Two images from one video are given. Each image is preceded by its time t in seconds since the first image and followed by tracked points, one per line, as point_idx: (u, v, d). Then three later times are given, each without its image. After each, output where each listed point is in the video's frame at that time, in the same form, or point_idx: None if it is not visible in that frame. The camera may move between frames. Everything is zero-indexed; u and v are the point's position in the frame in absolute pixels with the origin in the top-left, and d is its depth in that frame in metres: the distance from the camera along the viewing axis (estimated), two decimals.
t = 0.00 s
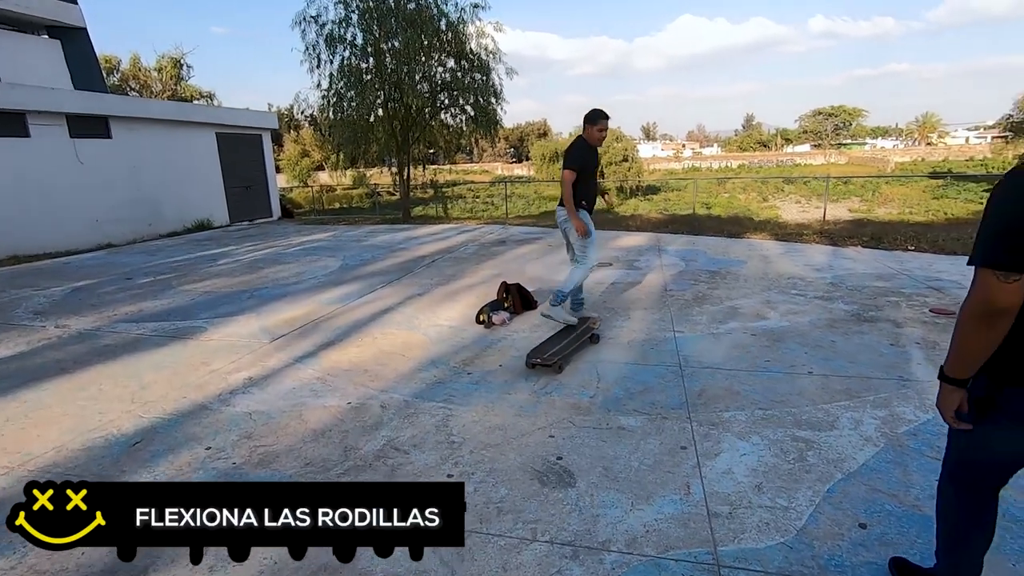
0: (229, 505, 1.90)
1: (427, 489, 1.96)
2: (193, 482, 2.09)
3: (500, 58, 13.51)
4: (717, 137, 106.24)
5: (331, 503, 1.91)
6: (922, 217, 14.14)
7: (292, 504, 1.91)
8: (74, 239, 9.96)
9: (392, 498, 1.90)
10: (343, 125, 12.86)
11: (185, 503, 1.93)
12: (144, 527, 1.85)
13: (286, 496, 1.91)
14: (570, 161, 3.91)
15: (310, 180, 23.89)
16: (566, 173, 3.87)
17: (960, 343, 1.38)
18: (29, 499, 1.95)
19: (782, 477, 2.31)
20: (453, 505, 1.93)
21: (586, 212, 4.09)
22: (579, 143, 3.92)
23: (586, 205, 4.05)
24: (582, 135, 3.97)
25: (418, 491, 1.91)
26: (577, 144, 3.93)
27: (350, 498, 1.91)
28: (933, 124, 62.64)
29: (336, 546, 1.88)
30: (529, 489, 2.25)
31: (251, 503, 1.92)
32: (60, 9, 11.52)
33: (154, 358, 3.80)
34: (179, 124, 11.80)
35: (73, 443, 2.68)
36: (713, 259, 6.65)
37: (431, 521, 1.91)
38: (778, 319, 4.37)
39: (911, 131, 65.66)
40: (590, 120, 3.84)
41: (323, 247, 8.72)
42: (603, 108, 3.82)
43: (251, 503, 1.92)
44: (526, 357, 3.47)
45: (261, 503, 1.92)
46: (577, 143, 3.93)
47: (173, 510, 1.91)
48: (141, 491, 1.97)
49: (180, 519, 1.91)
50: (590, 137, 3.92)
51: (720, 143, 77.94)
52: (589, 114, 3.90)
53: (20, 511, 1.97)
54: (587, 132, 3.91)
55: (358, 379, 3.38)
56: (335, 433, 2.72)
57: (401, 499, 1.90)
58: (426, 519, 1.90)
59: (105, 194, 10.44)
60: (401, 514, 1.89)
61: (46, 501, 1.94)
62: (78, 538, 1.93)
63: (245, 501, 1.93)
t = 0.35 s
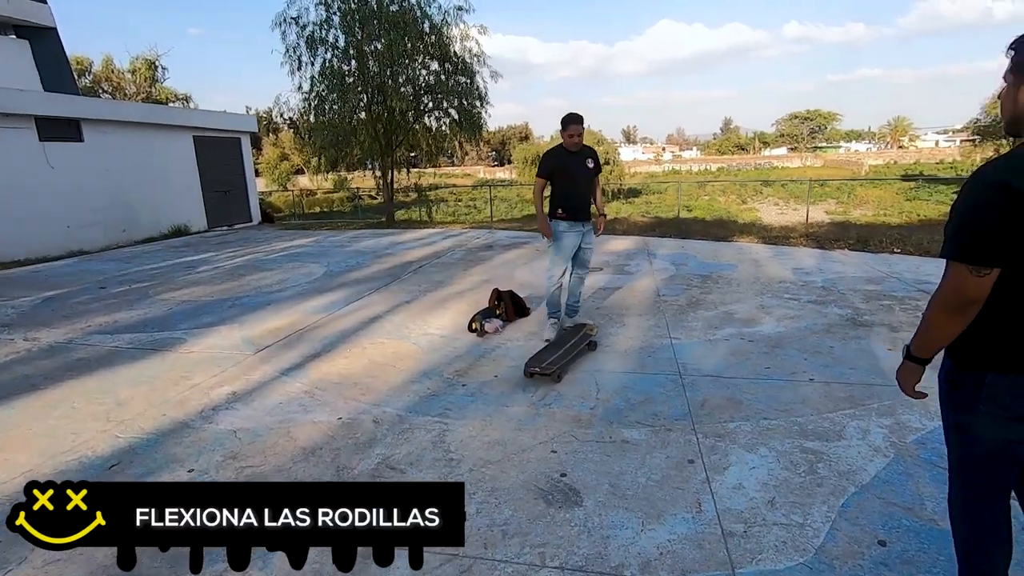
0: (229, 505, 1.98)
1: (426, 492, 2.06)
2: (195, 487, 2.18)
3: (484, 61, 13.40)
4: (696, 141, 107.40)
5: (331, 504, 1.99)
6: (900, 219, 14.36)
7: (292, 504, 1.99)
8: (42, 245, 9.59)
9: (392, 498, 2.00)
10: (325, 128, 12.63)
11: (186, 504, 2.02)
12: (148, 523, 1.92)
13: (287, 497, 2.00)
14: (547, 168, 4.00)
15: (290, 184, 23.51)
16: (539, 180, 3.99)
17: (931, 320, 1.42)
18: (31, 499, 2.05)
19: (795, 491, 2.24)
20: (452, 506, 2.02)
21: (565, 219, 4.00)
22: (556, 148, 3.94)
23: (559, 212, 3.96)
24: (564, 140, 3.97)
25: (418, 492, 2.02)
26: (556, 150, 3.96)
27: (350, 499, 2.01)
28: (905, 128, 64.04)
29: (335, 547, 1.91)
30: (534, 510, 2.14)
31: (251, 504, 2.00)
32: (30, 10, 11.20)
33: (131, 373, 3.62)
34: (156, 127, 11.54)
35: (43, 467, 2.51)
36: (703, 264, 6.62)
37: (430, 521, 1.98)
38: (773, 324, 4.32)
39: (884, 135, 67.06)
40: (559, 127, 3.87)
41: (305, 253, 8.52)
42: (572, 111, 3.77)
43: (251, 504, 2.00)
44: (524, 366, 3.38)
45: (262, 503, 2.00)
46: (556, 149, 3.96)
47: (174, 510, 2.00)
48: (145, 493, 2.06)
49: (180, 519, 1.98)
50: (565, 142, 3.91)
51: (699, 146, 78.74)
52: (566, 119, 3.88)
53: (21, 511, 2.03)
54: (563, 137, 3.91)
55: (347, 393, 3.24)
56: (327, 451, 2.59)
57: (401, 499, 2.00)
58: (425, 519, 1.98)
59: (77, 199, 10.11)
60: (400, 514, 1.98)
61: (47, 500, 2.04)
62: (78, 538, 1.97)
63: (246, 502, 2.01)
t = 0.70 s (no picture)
0: (228, 503, 1.67)
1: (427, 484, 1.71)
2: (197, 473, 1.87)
3: (471, 61, 13.33)
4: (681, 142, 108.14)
5: (330, 503, 1.67)
6: (881, 217, 14.55)
7: (291, 501, 1.68)
8: (20, 250, 9.35)
9: (391, 496, 1.66)
10: (310, 129, 12.47)
11: (185, 501, 1.69)
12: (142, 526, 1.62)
13: (284, 494, 1.67)
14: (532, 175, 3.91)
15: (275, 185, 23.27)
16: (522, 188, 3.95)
17: (950, 318, 1.33)
18: (29, 499, 1.85)
19: (799, 496, 2.19)
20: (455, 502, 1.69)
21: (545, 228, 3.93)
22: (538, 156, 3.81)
23: (540, 220, 3.91)
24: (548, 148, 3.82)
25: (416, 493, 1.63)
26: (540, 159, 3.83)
27: (350, 496, 1.68)
28: (885, 128, 64.95)
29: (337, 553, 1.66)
30: (534, 521, 2.07)
31: (250, 502, 1.69)
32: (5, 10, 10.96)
33: (111, 382, 3.49)
34: (136, 128, 11.33)
35: (18, 485, 2.39)
36: (694, 263, 6.59)
37: (431, 521, 1.68)
38: (768, 324, 4.29)
39: (864, 135, 68.00)
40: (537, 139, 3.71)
41: (291, 256, 8.38)
42: (548, 123, 3.58)
43: (251, 501, 1.69)
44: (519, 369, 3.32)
45: (259, 500, 1.68)
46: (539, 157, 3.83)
47: (174, 508, 1.69)
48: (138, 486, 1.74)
49: (180, 519, 1.68)
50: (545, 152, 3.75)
51: (684, 147, 79.28)
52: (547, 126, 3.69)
53: (21, 511, 1.87)
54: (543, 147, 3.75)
55: (337, 400, 3.14)
56: (317, 462, 2.50)
57: (401, 497, 1.66)
58: (426, 520, 1.68)
59: (54, 202, 9.87)
60: (400, 513, 1.68)
61: (46, 501, 1.82)
62: (78, 538, 1.78)
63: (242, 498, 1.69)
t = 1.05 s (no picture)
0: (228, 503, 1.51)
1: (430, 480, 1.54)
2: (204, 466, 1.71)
3: (472, 62, 13.28)
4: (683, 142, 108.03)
5: (330, 502, 1.51)
6: (884, 218, 14.47)
7: (291, 500, 1.52)
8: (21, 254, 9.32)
9: (391, 496, 1.50)
10: (310, 131, 12.43)
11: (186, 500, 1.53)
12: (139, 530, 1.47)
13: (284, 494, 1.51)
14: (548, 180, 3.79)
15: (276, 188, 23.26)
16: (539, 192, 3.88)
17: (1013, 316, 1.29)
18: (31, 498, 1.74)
19: (808, 507, 2.13)
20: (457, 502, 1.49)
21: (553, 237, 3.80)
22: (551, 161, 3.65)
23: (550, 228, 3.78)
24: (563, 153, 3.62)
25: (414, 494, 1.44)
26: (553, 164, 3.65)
27: (350, 495, 1.51)
28: (887, 127, 64.73)
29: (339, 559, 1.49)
30: (536, 533, 2.01)
31: (251, 501, 1.52)
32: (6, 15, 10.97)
33: (107, 389, 3.44)
34: (136, 132, 11.31)
35: (9, 496, 2.34)
36: (697, 265, 6.53)
37: (431, 521, 1.49)
38: (772, 328, 4.22)
39: (865, 135, 67.84)
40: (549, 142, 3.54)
41: (290, 259, 8.34)
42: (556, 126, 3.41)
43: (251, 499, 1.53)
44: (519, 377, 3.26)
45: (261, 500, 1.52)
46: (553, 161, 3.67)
47: (173, 508, 1.53)
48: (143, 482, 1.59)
49: (180, 519, 1.51)
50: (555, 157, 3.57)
51: (684, 147, 79.15)
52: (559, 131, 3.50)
53: (20, 510, 1.76)
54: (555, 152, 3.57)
55: (335, 407, 3.09)
56: (313, 472, 2.44)
57: (400, 496, 1.49)
58: (425, 520, 1.50)
59: (55, 207, 9.85)
60: (401, 513, 1.50)
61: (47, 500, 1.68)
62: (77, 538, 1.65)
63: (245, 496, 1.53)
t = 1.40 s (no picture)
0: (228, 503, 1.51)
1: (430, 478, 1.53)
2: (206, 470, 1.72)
3: (477, 67, 13.28)
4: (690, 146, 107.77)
5: (331, 501, 1.50)
6: (893, 222, 14.29)
7: (291, 500, 1.52)
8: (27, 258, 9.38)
9: (391, 494, 1.48)
10: (316, 135, 12.46)
11: (186, 500, 1.54)
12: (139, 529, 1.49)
13: (284, 492, 1.52)
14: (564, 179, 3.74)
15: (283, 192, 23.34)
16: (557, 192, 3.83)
17: None
18: (31, 498, 1.84)
19: (814, 522, 2.06)
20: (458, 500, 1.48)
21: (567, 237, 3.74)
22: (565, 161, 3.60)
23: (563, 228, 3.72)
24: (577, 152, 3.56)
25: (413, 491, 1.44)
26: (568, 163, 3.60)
27: (351, 494, 1.50)
28: (896, 131, 64.25)
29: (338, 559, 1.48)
30: (534, 547, 1.95)
31: (251, 500, 1.53)
32: (17, 19, 11.08)
33: (106, 394, 3.42)
34: (144, 136, 11.36)
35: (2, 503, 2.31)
36: (702, 270, 6.46)
37: (433, 520, 1.48)
38: (779, 335, 4.15)
39: (874, 139, 67.37)
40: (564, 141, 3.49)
41: (294, 263, 8.32)
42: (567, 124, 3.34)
43: (251, 499, 1.53)
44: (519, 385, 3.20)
45: (261, 499, 1.53)
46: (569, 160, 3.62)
47: (174, 507, 1.54)
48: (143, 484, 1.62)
49: (181, 518, 1.53)
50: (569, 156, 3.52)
51: (692, 151, 78.90)
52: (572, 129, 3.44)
53: (20, 511, 1.86)
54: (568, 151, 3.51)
55: (333, 414, 3.05)
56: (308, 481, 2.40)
57: (400, 495, 1.47)
58: (426, 519, 1.48)
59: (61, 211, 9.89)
60: (401, 513, 1.49)
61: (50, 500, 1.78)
62: (78, 538, 1.74)
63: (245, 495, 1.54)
